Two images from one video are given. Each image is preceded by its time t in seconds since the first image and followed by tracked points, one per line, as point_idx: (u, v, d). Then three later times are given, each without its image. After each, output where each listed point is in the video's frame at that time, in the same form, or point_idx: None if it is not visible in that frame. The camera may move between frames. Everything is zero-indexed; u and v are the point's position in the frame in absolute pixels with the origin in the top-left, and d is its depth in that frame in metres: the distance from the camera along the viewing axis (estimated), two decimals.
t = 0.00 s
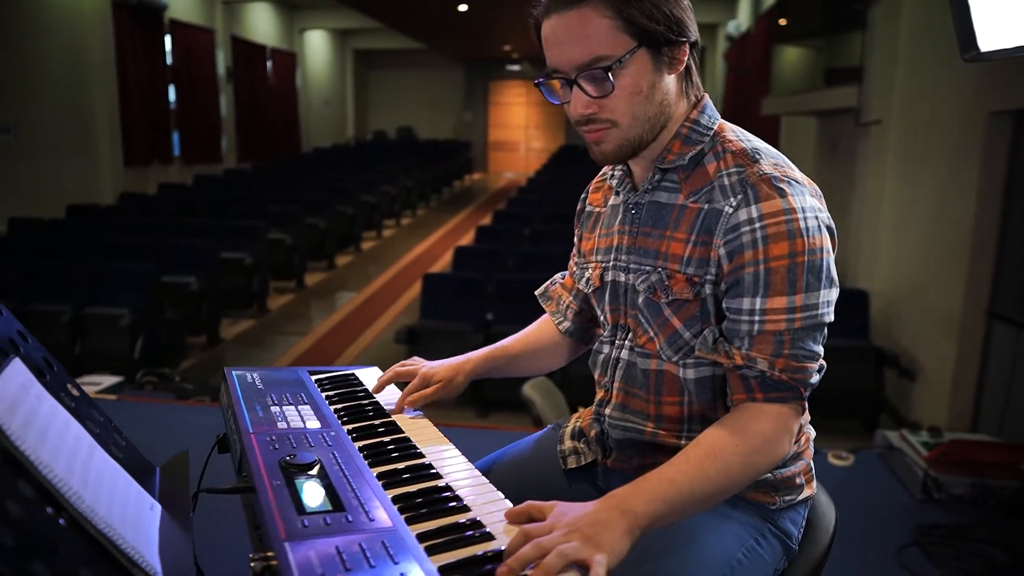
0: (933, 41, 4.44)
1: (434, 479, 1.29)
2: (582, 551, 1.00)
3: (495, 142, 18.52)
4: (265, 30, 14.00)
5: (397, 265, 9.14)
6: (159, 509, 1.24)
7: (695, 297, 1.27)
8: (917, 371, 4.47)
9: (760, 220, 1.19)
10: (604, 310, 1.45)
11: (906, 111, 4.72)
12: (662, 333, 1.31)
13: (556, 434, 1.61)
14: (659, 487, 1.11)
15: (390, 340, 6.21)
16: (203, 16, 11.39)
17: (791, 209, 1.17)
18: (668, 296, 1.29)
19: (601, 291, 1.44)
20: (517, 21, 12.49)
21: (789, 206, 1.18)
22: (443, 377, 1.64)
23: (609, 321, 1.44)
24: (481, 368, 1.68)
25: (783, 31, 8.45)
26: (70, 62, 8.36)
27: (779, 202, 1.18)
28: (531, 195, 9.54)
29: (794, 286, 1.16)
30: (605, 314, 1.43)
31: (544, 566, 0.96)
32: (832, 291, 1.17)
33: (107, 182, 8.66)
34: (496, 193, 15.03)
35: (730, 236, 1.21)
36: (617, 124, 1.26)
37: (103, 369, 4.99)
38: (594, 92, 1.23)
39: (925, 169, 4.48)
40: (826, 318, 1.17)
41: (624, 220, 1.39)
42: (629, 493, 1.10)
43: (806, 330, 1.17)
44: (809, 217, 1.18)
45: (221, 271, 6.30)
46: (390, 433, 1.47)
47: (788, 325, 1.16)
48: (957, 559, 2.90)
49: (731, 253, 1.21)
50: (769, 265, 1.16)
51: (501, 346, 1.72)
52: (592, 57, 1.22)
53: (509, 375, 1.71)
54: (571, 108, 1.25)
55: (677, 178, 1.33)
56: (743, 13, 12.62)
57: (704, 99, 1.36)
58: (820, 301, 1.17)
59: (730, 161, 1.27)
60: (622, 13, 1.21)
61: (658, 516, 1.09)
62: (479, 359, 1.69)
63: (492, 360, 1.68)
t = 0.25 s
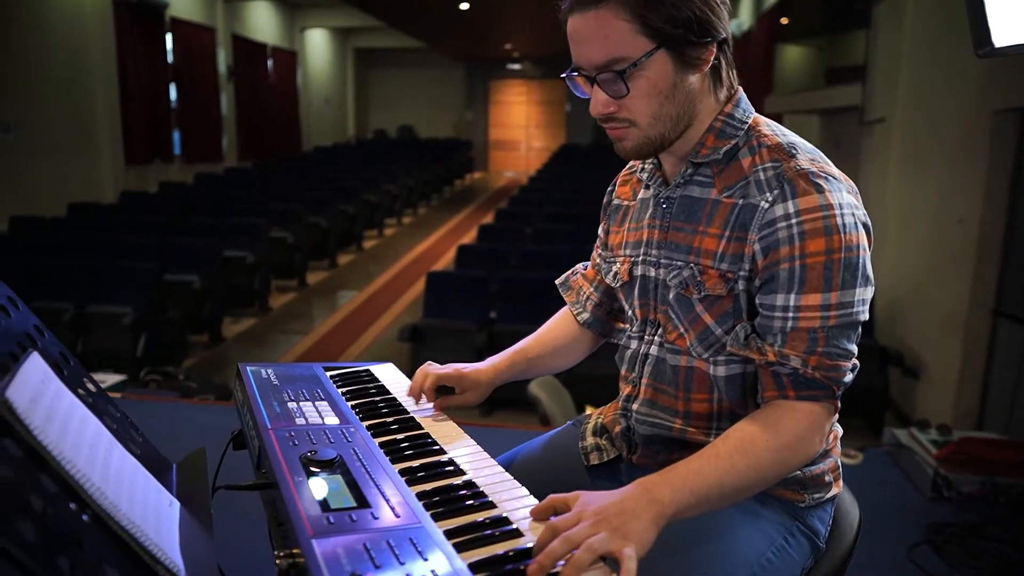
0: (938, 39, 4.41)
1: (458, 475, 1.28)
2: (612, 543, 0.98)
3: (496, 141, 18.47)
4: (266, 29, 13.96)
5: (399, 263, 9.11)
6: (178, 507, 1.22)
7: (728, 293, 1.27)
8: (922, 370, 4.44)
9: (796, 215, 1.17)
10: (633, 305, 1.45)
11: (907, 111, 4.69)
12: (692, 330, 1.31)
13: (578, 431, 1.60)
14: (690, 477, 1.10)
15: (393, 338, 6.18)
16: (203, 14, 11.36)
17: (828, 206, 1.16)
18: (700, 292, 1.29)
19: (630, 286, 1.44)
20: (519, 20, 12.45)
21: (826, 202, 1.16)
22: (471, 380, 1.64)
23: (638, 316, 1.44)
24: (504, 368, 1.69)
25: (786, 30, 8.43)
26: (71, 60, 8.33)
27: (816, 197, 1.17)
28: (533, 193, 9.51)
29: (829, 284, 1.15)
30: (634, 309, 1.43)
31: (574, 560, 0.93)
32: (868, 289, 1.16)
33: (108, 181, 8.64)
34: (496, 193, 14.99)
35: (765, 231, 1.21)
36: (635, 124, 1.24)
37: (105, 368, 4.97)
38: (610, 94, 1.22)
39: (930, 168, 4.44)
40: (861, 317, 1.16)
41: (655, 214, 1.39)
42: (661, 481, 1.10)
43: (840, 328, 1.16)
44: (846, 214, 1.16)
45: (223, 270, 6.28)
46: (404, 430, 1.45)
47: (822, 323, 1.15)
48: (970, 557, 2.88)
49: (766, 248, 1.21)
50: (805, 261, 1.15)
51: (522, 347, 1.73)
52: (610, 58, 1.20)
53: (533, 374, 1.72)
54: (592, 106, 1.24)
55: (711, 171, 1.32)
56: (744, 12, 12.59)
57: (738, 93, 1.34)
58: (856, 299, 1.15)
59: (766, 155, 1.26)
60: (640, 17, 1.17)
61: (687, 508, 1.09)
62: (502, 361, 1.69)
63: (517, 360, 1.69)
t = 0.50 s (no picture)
0: (943, 34, 4.36)
1: (483, 471, 1.25)
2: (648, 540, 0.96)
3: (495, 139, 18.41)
4: (265, 27, 13.92)
5: (400, 262, 9.07)
6: (195, 504, 1.19)
7: (762, 285, 1.26)
8: (928, 367, 4.41)
9: (835, 206, 1.16)
10: (659, 297, 1.44)
11: (911, 109, 4.66)
12: (722, 322, 1.30)
13: (599, 427, 1.57)
14: (726, 472, 1.08)
15: (395, 337, 6.15)
16: (203, 13, 11.32)
17: (866, 197, 1.15)
18: (733, 283, 1.28)
19: (655, 277, 1.45)
20: (518, 18, 12.39)
21: (864, 193, 1.15)
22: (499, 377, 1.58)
23: (663, 308, 1.44)
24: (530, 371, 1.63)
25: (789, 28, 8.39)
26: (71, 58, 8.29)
27: (855, 187, 1.16)
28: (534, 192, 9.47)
29: (868, 276, 1.13)
30: (660, 302, 1.43)
31: (609, 560, 0.90)
32: (906, 283, 1.15)
33: (108, 179, 8.61)
34: (496, 192, 14.93)
35: (802, 222, 1.20)
36: (681, 106, 1.25)
37: (106, 366, 4.93)
38: (657, 72, 1.22)
39: (935, 165, 4.40)
40: (899, 310, 1.15)
41: (685, 205, 1.39)
42: (694, 475, 1.07)
43: (878, 321, 1.15)
44: (885, 205, 1.15)
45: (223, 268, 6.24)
46: (420, 427, 1.41)
47: (861, 316, 1.14)
48: (984, 555, 2.84)
49: (802, 240, 1.20)
50: (844, 253, 1.14)
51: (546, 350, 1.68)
52: (657, 35, 1.20)
53: (558, 375, 1.67)
54: (635, 87, 1.25)
55: (743, 161, 1.32)
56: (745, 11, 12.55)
57: (772, 81, 1.35)
58: (894, 293, 1.14)
59: (801, 145, 1.25)
60: None
61: (721, 503, 1.06)
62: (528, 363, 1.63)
63: (543, 361, 1.64)
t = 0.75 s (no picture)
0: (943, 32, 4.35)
1: (500, 468, 1.23)
2: (678, 537, 0.93)
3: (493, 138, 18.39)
4: (263, 27, 13.88)
5: (399, 261, 9.04)
6: (206, 501, 1.16)
7: (787, 278, 1.24)
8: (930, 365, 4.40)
9: (863, 197, 1.14)
10: (678, 291, 1.43)
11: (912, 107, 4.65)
12: (744, 316, 1.28)
13: (613, 423, 1.55)
14: (757, 469, 1.06)
15: (394, 336, 6.11)
16: (201, 12, 11.29)
17: (894, 187, 1.13)
18: (756, 276, 1.26)
19: (674, 271, 1.43)
20: (516, 18, 12.36)
21: (893, 183, 1.13)
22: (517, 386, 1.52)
23: (682, 302, 1.42)
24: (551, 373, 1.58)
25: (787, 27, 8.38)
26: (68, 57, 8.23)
27: (883, 178, 1.14)
28: (532, 190, 9.44)
29: (897, 268, 1.11)
30: (679, 295, 1.41)
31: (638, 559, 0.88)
32: (934, 275, 1.13)
33: (105, 179, 8.56)
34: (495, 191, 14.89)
35: (829, 213, 1.18)
36: (709, 95, 1.23)
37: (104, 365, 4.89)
38: (688, 60, 1.20)
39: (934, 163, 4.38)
40: (928, 303, 1.13)
41: (705, 198, 1.37)
42: (722, 473, 1.05)
43: (907, 315, 1.13)
44: (913, 196, 1.13)
45: (222, 267, 6.20)
46: (433, 422, 1.39)
47: (891, 309, 1.12)
48: (991, 552, 2.81)
49: (829, 232, 1.18)
50: (872, 244, 1.12)
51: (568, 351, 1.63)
52: (689, 22, 1.18)
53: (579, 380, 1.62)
54: (663, 77, 1.23)
55: (766, 152, 1.30)
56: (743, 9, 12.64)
57: (795, 70, 1.32)
58: (923, 285, 1.12)
59: (826, 135, 1.23)
60: None
61: (749, 500, 1.04)
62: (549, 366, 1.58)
63: (564, 364, 1.59)
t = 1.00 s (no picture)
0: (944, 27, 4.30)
1: (513, 463, 1.20)
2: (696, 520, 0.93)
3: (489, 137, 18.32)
4: (258, 25, 13.80)
5: (396, 260, 8.98)
6: (213, 499, 1.13)
7: (809, 269, 1.22)
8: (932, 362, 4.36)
9: (890, 185, 1.13)
10: (693, 283, 1.40)
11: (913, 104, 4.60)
12: (765, 308, 1.26)
13: (625, 419, 1.53)
14: (781, 461, 1.03)
15: (391, 335, 6.07)
16: (196, 10, 11.21)
17: (923, 175, 1.11)
18: (778, 267, 1.25)
19: (689, 262, 1.41)
20: (512, 16, 12.32)
21: (920, 171, 1.11)
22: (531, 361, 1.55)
23: (697, 294, 1.40)
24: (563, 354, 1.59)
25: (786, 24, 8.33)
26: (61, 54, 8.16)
27: (910, 165, 1.12)
28: (529, 189, 9.41)
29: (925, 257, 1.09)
30: (694, 287, 1.39)
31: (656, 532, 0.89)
32: (962, 266, 1.11)
33: (100, 177, 8.50)
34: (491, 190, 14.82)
35: (855, 202, 1.16)
36: (720, 84, 1.21)
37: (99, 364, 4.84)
38: (697, 49, 1.18)
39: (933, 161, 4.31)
40: (955, 294, 1.11)
41: (723, 188, 1.35)
42: (743, 463, 1.03)
43: (935, 306, 1.11)
44: (940, 184, 1.11)
45: (218, 266, 6.15)
46: (444, 418, 1.36)
47: (918, 299, 1.10)
48: (999, 549, 2.78)
49: (854, 221, 1.16)
50: (899, 233, 1.11)
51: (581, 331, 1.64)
52: (699, 9, 1.15)
53: (590, 361, 1.64)
54: (672, 64, 1.21)
55: (787, 140, 1.28)
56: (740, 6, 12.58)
57: (815, 58, 1.30)
58: (951, 275, 1.10)
59: (850, 122, 1.22)
60: None
61: (771, 492, 1.01)
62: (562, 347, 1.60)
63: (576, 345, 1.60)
